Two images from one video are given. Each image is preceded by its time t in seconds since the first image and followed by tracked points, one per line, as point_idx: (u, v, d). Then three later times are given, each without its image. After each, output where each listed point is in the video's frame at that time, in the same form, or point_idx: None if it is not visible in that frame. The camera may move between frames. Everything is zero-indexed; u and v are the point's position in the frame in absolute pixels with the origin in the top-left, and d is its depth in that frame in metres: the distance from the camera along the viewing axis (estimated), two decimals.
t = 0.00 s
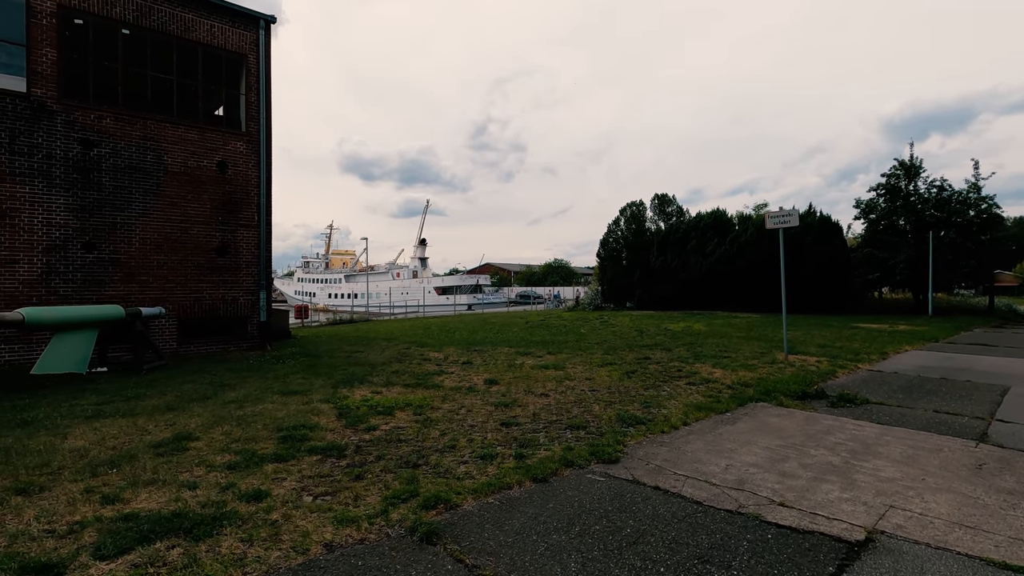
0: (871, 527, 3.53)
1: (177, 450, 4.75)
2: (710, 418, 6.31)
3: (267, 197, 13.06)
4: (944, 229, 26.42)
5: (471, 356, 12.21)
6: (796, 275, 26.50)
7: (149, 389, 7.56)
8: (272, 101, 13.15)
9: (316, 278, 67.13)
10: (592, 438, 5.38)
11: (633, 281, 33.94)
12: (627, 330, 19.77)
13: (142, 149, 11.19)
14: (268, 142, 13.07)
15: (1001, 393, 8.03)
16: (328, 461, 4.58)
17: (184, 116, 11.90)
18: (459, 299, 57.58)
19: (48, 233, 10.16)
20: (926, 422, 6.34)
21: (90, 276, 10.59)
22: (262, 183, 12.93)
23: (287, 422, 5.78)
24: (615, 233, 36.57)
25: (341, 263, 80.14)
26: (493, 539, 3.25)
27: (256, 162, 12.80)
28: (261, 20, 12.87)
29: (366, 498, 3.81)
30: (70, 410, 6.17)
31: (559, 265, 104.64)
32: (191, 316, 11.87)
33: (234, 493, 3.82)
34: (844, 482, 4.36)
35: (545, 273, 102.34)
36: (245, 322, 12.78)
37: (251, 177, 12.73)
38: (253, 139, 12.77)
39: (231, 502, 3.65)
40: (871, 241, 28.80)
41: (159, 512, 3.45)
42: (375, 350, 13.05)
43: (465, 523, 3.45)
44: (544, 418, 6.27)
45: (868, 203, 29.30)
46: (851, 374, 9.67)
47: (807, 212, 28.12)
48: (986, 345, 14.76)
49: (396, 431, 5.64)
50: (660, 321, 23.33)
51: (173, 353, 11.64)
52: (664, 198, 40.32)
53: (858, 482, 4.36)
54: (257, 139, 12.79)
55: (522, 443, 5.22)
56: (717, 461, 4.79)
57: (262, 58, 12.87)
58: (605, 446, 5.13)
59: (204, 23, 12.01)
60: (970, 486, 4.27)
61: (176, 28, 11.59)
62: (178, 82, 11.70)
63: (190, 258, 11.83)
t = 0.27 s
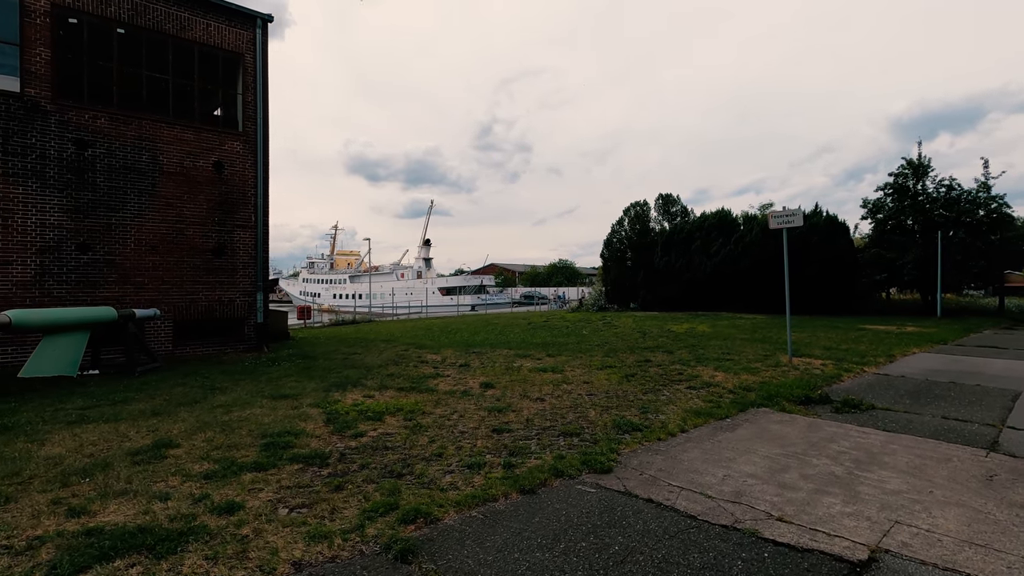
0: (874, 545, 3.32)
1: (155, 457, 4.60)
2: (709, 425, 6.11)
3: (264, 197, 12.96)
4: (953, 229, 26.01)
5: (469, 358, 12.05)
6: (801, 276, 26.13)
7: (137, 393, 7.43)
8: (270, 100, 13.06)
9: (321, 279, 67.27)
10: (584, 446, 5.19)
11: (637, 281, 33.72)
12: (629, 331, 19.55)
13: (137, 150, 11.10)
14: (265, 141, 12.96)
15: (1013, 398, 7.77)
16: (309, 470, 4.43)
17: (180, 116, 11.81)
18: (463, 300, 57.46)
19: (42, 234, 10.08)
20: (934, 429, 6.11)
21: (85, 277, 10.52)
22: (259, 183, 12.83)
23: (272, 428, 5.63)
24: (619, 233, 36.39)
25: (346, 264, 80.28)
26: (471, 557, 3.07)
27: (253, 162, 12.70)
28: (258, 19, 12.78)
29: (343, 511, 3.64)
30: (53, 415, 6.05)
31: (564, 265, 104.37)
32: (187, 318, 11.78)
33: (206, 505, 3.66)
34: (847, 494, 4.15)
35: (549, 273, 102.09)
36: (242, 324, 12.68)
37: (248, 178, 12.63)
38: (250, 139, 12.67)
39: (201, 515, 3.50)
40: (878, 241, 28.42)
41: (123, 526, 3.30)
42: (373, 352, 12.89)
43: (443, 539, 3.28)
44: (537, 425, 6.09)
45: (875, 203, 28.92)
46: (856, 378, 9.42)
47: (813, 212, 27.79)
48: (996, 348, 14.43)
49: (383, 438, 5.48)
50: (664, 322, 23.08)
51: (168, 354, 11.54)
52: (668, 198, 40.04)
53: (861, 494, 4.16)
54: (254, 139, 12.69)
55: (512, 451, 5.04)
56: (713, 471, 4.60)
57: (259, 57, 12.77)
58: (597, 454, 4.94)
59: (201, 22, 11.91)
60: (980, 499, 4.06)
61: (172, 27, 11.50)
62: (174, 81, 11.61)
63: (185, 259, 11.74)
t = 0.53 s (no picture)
0: (873, 557, 3.15)
1: (131, 461, 4.48)
2: (706, 427, 5.94)
3: (260, 197, 12.88)
4: (961, 228, 25.66)
5: (466, 358, 11.90)
6: (806, 276, 25.81)
7: (126, 394, 7.32)
8: (266, 99, 12.98)
9: (325, 279, 67.37)
10: (575, 450, 5.03)
11: (640, 281, 33.52)
12: (631, 331, 19.34)
13: (132, 149, 11.03)
14: (261, 140, 12.88)
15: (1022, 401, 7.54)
16: (289, 474, 4.30)
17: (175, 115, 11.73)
18: (466, 300, 57.35)
19: (36, 234, 10.01)
20: (939, 432, 5.91)
21: (79, 277, 10.45)
22: (256, 182, 12.75)
23: (257, 430, 5.51)
24: (622, 232, 36.30)
25: (350, 264, 80.41)
26: (446, 569, 2.92)
27: (250, 161, 12.62)
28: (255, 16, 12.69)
29: (317, 518, 3.50)
30: (38, 416, 5.94)
31: (568, 265, 104.13)
32: (183, 318, 11.71)
33: (176, 511, 3.53)
34: (846, 502, 3.98)
35: (553, 274, 101.85)
36: (238, 324, 12.61)
37: (244, 177, 12.56)
38: (247, 138, 12.59)
39: (170, 523, 3.36)
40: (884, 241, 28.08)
41: (87, 534, 3.16)
42: (370, 353, 12.76)
43: (418, 549, 3.14)
44: (529, 427, 5.93)
45: (881, 202, 28.58)
46: (860, 379, 9.20)
47: (818, 211, 27.48)
48: (1005, 349, 14.14)
49: (369, 441, 5.34)
50: (667, 322, 22.87)
51: (164, 355, 11.46)
52: (672, 197, 39.85)
53: (860, 502, 3.98)
54: (250, 138, 12.61)
55: (500, 455, 4.89)
56: (706, 476, 4.43)
57: (255, 55, 12.69)
58: (587, 458, 4.79)
59: (196, 20, 11.84)
60: (987, 507, 3.87)
61: (167, 25, 11.43)
62: (170, 80, 11.54)
63: (181, 258, 11.66)
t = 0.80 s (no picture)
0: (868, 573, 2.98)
1: (107, 465, 4.38)
2: (701, 432, 5.76)
3: (259, 197, 12.84)
4: (972, 228, 25.22)
5: (464, 360, 11.76)
6: (813, 277, 25.32)
7: (115, 395, 7.24)
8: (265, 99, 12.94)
9: (331, 280, 67.53)
10: (563, 455, 4.88)
11: (645, 283, 33.28)
12: (634, 333, 19.13)
13: (129, 149, 11.00)
14: (260, 140, 12.84)
15: None
16: (266, 480, 4.18)
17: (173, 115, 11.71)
18: (471, 301, 57.25)
19: (32, 234, 9.99)
20: (945, 438, 5.70)
21: (76, 277, 10.43)
22: (254, 182, 12.71)
23: (240, 433, 5.40)
24: (627, 233, 36.09)
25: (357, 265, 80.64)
26: None
27: (248, 161, 12.58)
28: (253, 16, 12.65)
29: (288, 526, 3.38)
30: (22, 418, 5.87)
31: (574, 266, 103.84)
32: (180, 318, 11.67)
33: (144, 519, 3.41)
34: (842, 512, 3.80)
35: (559, 275, 101.62)
36: (236, 325, 12.57)
37: (242, 177, 12.52)
38: (245, 138, 12.56)
39: (134, 531, 3.25)
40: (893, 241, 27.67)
41: (46, 543, 3.05)
42: (367, 354, 12.66)
43: (387, 561, 3.00)
44: (519, 431, 5.78)
45: (890, 202, 28.17)
46: (865, 382, 8.97)
47: (826, 211, 27.13)
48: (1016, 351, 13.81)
49: (354, 445, 5.22)
50: (671, 324, 22.63)
51: (160, 356, 11.42)
52: (678, 198, 39.58)
53: (858, 512, 3.80)
54: (249, 138, 12.57)
55: (486, 460, 4.75)
56: (698, 484, 4.26)
57: (253, 55, 12.66)
58: (575, 464, 4.63)
59: (194, 19, 11.82)
60: (992, 519, 3.67)
61: (165, 25, 11.41)
62: (168, 80, 11.52)
63: (178, 259, 11.63)
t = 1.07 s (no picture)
0: None
1: (85, 470, 4.28)
2: (699, 438, 5.59)
3: (258, 197, 12.79)
4: (984, 228, 24.76)
5: (463, 362, 11.63)
6: (822, 278, 24.90)
7: (107, 397, 7.17)
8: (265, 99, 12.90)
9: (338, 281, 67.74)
10: (554, 463, 4.72)
11: (651, 283, 33.03)
12: (639, 334, 18.92)
13: (128, 149, 10.98)
14: (259, 141, 12.80)
15: None
16: (245, 487, 4.06)
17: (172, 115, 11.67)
18: (477, 302, 57.18)
19: (31, 235, 9.98)
20: (953, 446, 5.49)
21: (74, 278, 10.41)
22: (254, 183, 12.66)
23: (226, 438, 5.29)
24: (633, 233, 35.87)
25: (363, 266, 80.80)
26: None
27: (248, 161, 12.54)
28: (253, 16, 12.61)
29: (261, 538, 3.25)
30: (10, 421, 5.81)
31: (580, 266, 103.35)
32: (179, 320, 11.63)
33: (113, 528, 3.30)
34: (843, 525, 3.62)
35: (566, 275, 101.35)
36: (235, 326, 12.52)
37: (242, 178, 12.48)
38: (244, 138, 12.52)
39: (101, 542, 3.13)
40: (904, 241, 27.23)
41: (8, 554, 2.95)
42: (366, 356, 12.56)
43: None
44: (512, 436, 5.63)
45: (900, 202, 27.75)
46: (872, 386, 8.73)
47: (834, 211, 26.76)
48: None
49: (340, 450, 5.10)
50: (676, 325, 22.39)
51: (159, 357, 11.38)
52: (684, 198, 39.28)
53: (859, 525, 3.62)
54: (248, 138, 12.53)
55: (474, 467, 4.60)
56: (692, 494, 4.10)
57: (253, 55, 12.62)
58: (566, 472, 4.48)
59: (194, 19, 11.79)
60: (1001, 533, 3.49)
61: (165, 25, 11.39)
62: (167, 80, 11.49)
63: (177, 260, 11.59)
